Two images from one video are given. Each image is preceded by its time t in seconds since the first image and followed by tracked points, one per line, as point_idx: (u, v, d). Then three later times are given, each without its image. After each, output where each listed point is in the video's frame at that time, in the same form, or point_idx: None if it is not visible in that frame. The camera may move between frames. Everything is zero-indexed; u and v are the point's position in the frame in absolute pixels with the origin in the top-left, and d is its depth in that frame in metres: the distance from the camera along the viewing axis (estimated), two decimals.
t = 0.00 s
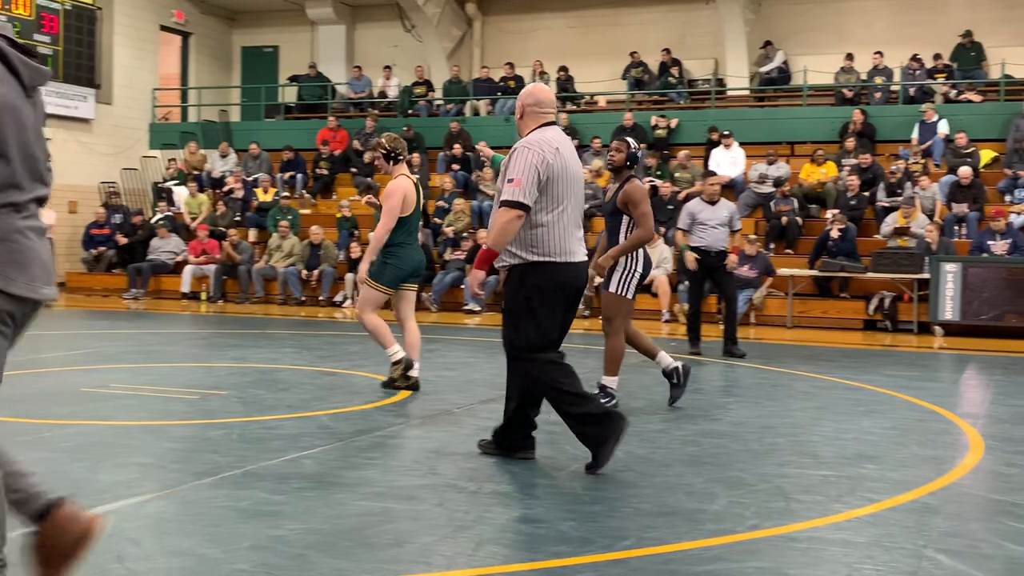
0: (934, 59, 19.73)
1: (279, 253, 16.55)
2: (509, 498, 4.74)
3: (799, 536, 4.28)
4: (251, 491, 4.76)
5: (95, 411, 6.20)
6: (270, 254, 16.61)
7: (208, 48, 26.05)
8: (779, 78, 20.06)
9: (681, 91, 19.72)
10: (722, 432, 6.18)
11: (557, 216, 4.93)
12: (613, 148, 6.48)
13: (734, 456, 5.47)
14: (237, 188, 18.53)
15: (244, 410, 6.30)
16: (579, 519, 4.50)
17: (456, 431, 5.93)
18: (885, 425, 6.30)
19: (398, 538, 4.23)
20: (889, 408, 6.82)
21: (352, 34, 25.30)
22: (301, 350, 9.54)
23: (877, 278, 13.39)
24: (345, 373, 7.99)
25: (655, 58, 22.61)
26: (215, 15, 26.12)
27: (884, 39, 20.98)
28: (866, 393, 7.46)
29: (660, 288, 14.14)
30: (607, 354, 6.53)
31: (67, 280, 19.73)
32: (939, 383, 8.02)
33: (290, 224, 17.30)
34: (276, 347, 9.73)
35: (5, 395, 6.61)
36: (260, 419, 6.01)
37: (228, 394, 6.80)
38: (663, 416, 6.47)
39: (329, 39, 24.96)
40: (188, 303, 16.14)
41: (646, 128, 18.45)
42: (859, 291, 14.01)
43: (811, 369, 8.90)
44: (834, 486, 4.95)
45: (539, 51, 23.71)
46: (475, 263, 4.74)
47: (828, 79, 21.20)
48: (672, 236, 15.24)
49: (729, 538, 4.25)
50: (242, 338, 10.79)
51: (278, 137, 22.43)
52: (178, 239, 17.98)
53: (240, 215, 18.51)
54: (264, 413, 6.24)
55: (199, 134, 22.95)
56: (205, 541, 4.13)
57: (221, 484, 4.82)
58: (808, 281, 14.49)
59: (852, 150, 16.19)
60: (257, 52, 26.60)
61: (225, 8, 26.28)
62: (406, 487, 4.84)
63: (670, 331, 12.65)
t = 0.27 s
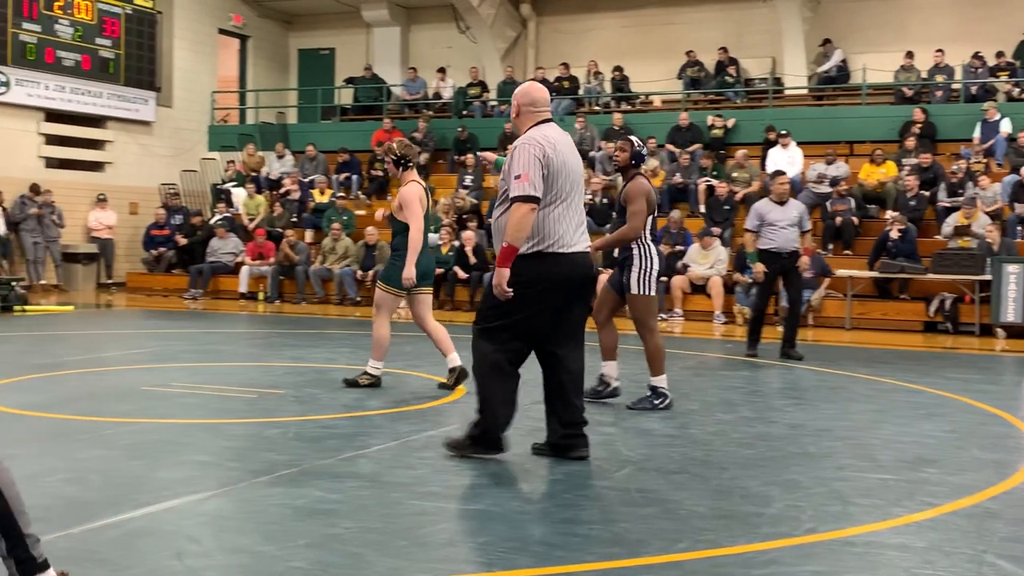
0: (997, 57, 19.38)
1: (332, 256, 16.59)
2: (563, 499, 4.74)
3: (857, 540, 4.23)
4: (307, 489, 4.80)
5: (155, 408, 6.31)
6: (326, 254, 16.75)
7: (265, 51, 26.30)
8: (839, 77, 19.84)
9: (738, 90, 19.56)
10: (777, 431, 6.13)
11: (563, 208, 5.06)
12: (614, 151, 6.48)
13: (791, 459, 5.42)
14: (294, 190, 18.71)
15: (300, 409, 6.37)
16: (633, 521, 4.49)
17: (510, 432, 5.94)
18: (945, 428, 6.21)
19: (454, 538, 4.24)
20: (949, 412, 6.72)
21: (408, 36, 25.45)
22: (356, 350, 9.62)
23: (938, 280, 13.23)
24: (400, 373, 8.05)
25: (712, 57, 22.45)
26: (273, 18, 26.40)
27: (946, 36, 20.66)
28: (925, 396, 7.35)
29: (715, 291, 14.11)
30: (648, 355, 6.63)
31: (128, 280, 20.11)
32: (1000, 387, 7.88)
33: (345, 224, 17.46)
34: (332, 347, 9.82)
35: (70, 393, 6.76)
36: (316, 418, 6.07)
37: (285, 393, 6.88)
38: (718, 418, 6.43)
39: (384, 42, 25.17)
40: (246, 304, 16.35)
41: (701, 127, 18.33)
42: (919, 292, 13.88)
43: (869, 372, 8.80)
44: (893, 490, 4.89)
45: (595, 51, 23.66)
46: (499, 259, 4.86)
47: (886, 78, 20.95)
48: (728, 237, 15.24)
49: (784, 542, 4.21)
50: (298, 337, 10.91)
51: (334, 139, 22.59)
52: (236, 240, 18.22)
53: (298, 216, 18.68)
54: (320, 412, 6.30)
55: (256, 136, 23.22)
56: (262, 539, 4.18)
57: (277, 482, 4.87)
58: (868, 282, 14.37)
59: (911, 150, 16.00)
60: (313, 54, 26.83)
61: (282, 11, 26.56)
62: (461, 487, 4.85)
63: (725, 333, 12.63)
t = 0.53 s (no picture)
0: None
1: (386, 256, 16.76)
2: (618, 501, 4.73)
3: (917, 545, 4.16)
4: (362, 488, 4.83)
5: (213, 407, 6.41)
6: (380, 255, 16.87)
7: (322, 53, 26.45)
8: (899, 76, 19.54)
9: (795, 89, 19.34)
10: (834, 433, 6.06)
11: (537, 210, 5.10)
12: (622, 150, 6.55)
13: (848, 463, 5.35)
14: (350, 191, 18.86)
15: (355, 408, 6.42)
16: (688, 523, 4.46)
17: (564, 433, 5.94)
18: (1008, 432, 6.10)
19: (508, 538, 4.24)
20: (1011, 416, 6.60)
21: (462, 37, 25.51)
22: (410, 350, 9.70)
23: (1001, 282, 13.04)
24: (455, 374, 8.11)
25: (768, 56, 22.21)
26: (329, 20, 26.61)
27: (1012, 34, 20.25)
28: (986, 399, 7.22)
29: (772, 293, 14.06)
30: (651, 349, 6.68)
31: (187, 280, 20.41)
32: None
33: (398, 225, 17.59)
34: (386, 347, 9.90)
35: (131, 391, 6.88)
36: (372, 417, 6.11)
37: (339, 392, 6.94)
38: (774, 420, 6.37)
39: (439, 43, 25.29)
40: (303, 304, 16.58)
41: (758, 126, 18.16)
42: (982, 294, 13.67)
43: (928, 374, 8.67)
44: (954, 495, 4.81)
45: (650, 51, 23.51)
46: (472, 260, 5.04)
47: (949, 76, 20.60)
48: (785, 237, 15.23)
49: (842, 546, 4.16)
50: (353, 337, 11.01)
51: (389, 140, 22.64)
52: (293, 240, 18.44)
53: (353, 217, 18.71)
54: (375, 411, 6.35)
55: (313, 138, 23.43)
56: (319, 536, 4.21)
57: (333, 480, 4.91)
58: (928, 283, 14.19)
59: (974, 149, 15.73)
60: (369, 56, 26.99)
61: (338, 14, 26.76)
62: (515, 488, 4.86)
63: (781, 334, 12.56)
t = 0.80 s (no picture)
0: None
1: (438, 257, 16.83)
2: (671, 503, 4.70)
3: (977, 550, 4.09)
4: (415, 487, 4.85)
5: (270, 406, 6.49)
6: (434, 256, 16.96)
7: (376, 55, 26.48)
8: (960, 74, 19.17)
9: (853, 88, 19.03)
10: (890, 436, 5.98)
11: (515, 208, 5.25)
12: (639, 146, 6.62)
13: (905, 466, 5.28)
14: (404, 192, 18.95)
15: (409, 408, 6.47)
16: (743, 526, 4.42)
17: (617, 434, 5.94)
18: None
19: (560, 539, 4.23)
20: None
21: (516, 38, 25.44)
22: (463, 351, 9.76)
23: None
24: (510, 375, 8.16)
25: (825, 54, 21.87)
26: (384, 23, 26.65)
27: None
28: None
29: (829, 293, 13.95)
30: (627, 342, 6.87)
31: (243, 280, 20.68)
32: None
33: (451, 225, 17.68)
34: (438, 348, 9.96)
35: (190, 389, 7.00)
36: (426, 417, 6.15)
37: (393, 391, 7.00)
38: (829, 423, 6.32)
39: (493, 43, 25.30)
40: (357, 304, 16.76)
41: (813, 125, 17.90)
42: None
43: (987, 377, 8.53)
44: (1016, 500, 4.72)
45: (704, 50, 23.24)
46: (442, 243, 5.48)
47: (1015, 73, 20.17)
48: (841, 238, 15.18)
49: (900, 550, 4.10)
50: (407, 337, 11.12)
51: (441, 141, 22.71)
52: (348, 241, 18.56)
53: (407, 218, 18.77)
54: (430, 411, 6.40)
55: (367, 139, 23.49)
56: (372, 535, 4.22)
57: (387, 479, 4.94)
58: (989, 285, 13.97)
59: None
60: (423, 57, 27.04)
61: (393, 16, 26.79)
62: (568, 489, 4.86)
63: (837, 336, 12.45)
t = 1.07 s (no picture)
0: None
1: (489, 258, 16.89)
2: (723, 505, 4.66)
3: None
4: (466, 487, 4.86)
5: (324, 406, 6.56)
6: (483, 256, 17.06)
7: (426, 56, 26.39)
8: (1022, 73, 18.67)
9: (909, 87, 18.61)
10: (947, 440, 5.89)
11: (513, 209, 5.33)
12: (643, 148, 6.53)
13: (962, 471, 5.20)
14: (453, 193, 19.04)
15: (459, 408, 6.52)
16: (796, 530, 4.36)
17: (669, 436, 5.93)
18: None
19: (611, 541, 4.19)
20: None
21: (567, 39, 25.29)
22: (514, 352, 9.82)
23: None
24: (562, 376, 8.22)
25: (880, 54, 21.43)
26: (436, 24, 26.61)
27: None
28: None
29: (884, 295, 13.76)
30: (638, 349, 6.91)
31: (295, 281, 20.88)
32: None
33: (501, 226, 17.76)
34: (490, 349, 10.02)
35: (244, 389, 7.11)
36: (476, 417, 6.21)
37: (444, 391, 7.04)
38: (884, 426, 6.25)
39: (544, 44, 25.20)
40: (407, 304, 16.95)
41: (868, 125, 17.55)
42: None
43: None
44: None
45: (757, 49, 22.91)
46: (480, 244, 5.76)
47: None
48: (898, 238, 14.99)
49: (957, 555, 4.03)
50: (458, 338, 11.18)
51: (491, 142, 22.67)
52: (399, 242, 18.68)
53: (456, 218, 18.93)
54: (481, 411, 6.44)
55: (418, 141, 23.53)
56: (423, 535, 4.23)
57: (438, 479, 4.96)
58: None
59: None
60: (473, 58, 26.92)
61: (444, 18, 26.75)
62: (618, 491, 4.84)
63: (894, 338, 12.29)
